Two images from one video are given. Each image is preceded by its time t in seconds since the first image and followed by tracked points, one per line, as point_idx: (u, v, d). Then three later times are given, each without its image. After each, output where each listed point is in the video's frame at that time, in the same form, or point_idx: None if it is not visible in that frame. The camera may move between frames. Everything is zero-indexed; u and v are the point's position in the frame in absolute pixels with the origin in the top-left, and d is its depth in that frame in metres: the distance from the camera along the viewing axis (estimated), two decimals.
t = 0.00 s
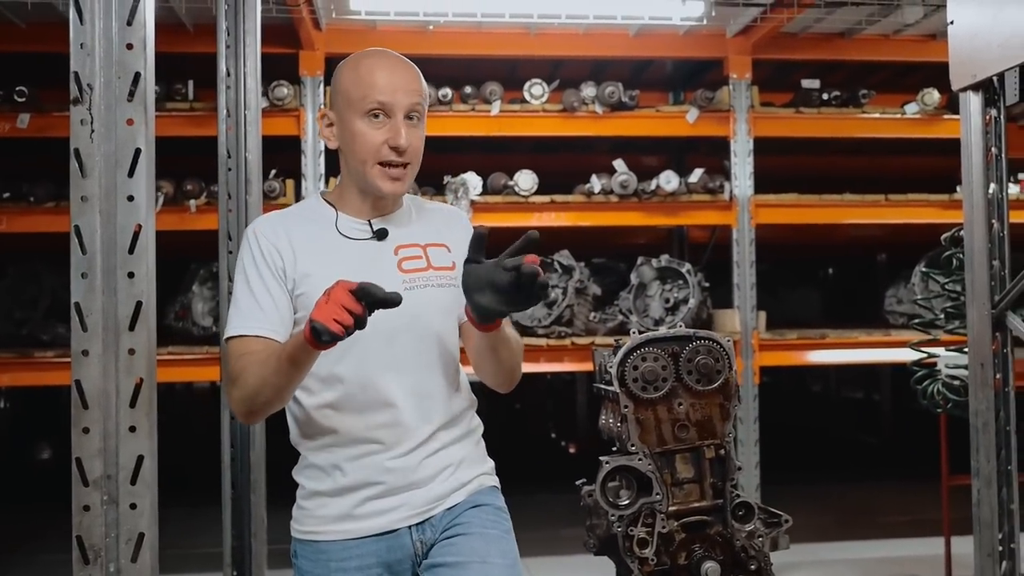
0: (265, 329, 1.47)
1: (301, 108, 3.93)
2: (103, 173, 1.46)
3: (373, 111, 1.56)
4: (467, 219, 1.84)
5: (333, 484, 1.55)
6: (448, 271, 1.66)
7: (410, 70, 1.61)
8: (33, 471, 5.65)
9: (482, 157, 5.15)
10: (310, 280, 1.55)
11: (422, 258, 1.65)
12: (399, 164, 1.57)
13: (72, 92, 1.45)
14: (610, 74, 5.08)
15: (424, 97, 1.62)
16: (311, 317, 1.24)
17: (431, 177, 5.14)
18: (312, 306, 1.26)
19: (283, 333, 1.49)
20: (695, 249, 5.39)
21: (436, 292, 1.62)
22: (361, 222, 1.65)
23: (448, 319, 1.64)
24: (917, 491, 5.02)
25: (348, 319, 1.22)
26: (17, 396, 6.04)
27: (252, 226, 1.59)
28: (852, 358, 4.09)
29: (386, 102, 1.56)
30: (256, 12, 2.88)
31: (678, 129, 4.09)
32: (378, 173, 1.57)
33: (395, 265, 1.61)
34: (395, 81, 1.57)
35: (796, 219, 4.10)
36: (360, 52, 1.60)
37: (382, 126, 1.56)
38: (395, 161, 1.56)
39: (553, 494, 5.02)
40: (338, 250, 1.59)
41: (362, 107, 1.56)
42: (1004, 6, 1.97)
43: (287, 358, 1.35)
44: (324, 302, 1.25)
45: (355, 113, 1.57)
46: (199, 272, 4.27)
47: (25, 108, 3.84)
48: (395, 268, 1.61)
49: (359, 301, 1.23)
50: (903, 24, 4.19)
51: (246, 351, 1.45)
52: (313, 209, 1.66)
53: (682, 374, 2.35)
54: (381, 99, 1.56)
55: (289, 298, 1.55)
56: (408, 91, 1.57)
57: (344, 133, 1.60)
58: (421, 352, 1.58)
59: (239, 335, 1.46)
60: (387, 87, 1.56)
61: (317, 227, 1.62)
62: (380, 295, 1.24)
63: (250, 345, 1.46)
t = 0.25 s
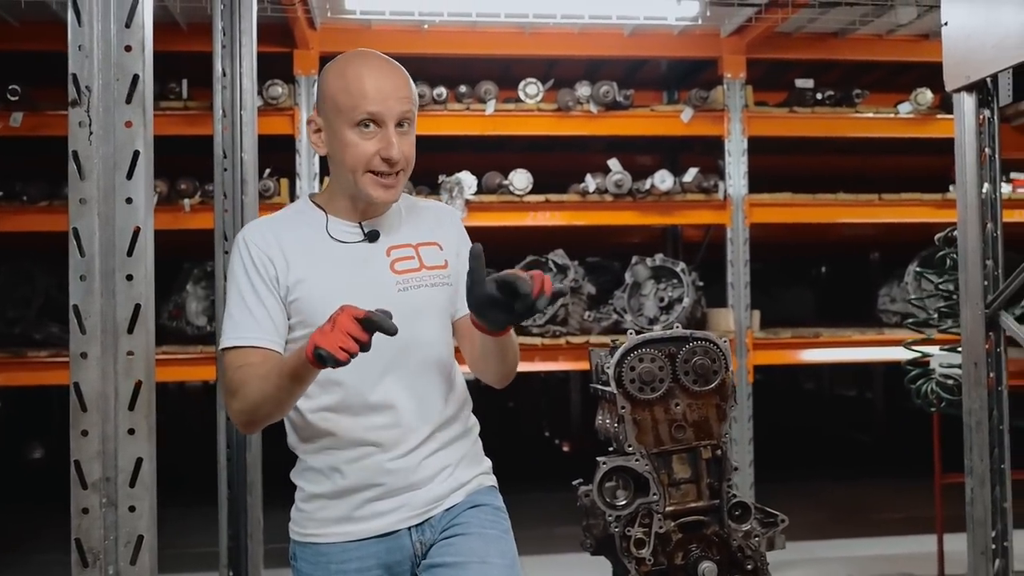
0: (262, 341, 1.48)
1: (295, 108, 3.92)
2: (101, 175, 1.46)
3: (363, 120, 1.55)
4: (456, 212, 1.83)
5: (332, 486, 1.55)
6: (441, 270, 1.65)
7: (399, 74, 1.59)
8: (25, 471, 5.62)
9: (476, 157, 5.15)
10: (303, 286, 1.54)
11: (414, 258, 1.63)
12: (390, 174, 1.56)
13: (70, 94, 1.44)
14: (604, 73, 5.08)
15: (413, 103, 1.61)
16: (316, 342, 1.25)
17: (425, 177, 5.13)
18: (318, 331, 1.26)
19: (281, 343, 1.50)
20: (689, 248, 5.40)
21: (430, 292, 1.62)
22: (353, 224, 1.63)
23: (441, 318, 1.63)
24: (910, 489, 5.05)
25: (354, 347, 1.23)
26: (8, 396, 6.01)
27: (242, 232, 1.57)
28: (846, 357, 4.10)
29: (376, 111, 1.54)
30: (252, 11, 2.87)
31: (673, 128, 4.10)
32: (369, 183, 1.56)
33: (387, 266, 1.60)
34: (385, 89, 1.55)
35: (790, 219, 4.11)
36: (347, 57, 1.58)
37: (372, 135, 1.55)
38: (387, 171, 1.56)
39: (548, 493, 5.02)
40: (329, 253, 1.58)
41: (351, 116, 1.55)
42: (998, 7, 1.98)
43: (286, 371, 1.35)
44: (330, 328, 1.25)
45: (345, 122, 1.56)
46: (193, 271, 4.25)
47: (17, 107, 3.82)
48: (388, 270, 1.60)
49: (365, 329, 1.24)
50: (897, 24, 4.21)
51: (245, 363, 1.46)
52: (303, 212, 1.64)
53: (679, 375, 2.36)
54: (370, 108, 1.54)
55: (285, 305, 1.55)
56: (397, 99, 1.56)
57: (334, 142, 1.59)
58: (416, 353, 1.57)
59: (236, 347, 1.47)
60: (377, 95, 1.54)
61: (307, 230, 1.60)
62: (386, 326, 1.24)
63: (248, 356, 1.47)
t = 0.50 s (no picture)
0: (255, 340, 1.46)
1: (288, 107, 3.90)
2: (99, 175, 1.44)
3: (361, 119, 1.54)
4: (453, 217, 1.83)
5: (323, 488, 1.54)
6: (437, 275, 1.65)
7: (399, 75, 1.58)
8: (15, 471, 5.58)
9: (469, 156, 5.15)
10: (301, 286, 1.53)
11: (411, 262, 1.63)
12: (387, 174, 1.56)
13: (67, 94, 1.42)
14: (598, 73, 5.08)
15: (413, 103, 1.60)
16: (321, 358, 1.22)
17: (419, 176, 5.12)
18: (323, 349, 1.24)
19: (273, 342, 1.48)
20: (682, 248, 5.41)
21: (427, 297, 1.61)
22: (349, 224, 1.63)
23: (434, 323, 1.63)
24: (902, 489, 5.07)
25: (358, 367, 1.20)
26: None
27: (238, 229, 1.56)
28: (838, 357, 4.11)
29: (375, 110, 1.53)
30: (246, 10, 2.85)
31: (666, 129, 4.10)
32: (365, 182, 1.55)
33: (385, 269, 1.60)
34: (384, 88, 1.54)
35: (782, 219, 4.12)
36: (348, 56, 1.57)
37: (370, 135, 1.55)
38: (384, 171, 1.55)
39: (541, 493, 5.02)
40: (327, 254, 1.57)
41: (350, 114, 1.54)
42: (991, 10, 1.99)
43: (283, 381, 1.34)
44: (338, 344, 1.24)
45: (343, 120, 1.55)
46: (185, 270, 4.23)
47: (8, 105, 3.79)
48: (385, 273, 1.59)
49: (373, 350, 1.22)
50: (889, 25, 4.23)
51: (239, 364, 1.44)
52: (300, 212, 1.63)
53: (674, 376, 2.36)
54: (369, 107, 1.54)
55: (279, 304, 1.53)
56: (396, 98, 1.55)
57: (332, 140, 1.58)
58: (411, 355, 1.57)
59: (226, 345, 1.45)
60: (376, 94, 1.54)
61: (305, 230, 1.59)
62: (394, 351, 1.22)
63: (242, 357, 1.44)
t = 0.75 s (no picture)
0: (253, 330, 1.45)
1: (288, 106, 3.89)
2: (102, 172, 1.44)
3: (380, 112, 1.56)
4: (464, 229, 1.83)
5: (311, 487, 1.53)
6: (444, 283, 1.64)
7: (422, 72, 1.60)
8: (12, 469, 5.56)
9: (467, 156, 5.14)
10: (308, 279, 1.51)
11: (419, 267, 1.63)
12: (402, 166, 1.55)
13: (70, 92, 1.42)
14: (597, 73, 5.07)
15: (435, 101, 1.61)
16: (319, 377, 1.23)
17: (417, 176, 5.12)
18: (318, 369, 1.25)
19: (266, 334, 1.47)
20: (681, 248, 5.40)
21: (432, 304, 1.60)
22: (360, 223, 1.62)
23: (435, 330, 1.63)
24: (899, 490, 5.07)
25: (355, 390, 1.22)
26: None
27: (250, 215, 1.55)
28: (836, 358, 4.11)
29: (394, 103, 1.55)
30: (247, 9, 2.85)
31: (665, 129, 4.10)
32: (379, 173, 1.55)
33: (392, 271, 1.59)
34: (406, 82, 1.56)
35: (782, 220, 4.12)
36: (373, 52, 1.60)
37: (389, 127, 1.55)
38: (399, 162, 1.55)
39: (539, 492, 5.02)
40: (336, 251, 1.56)
41: (369, 106, 1.56)
42: (993, 11, 1.99)
43: (278, 392, 1.35)
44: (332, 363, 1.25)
45: (363, 112, 1.57)
46: (183, 269, 4.22)
47: (7, 103, 3.78)
48: (392, 276, 1.58)
49: (370, 373, 1.24)
50: (889, 26, 4.23)
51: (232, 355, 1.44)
52: (311, 204, 1.63)
53: (676, 376, 2.36)
54: (389, 99, 1.55)
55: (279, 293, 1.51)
56: (417, 93, 1.56)
57: (351, 133, 1.59)
58: (406, 358, 1.56)
59: (222, 332, 1.45)
60: (397, 87, 1.55)
61: (315, 224, 1.58)
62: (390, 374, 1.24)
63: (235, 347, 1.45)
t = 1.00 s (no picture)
0: (252, 321, 1.44)
1: (286, 104, 3.88)
2: (100, 170, 1.43)
3: (388, 111, 1.59)
4: (469, 239, 1.84)
5: (305, 485, 1.53)
6: (447, 291, 1.65)
7: (433, 75, 1.62)
8: (9, 468, 5.55)
9: (465, 155, 5.14)
10: (315, 274, 1.51)
11: (424, 272, 1.62)
12: (408, 163, 1.56)
13: (69, 89, 1.42)
14: (596, 72, 5.07)
15: (446, 104, 1.63)
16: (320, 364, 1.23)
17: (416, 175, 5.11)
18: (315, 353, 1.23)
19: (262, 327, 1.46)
20: (679, 248, 5.40)
21: (434, 309, 1.60)
22: (371, 224, 1.62)
23: (437, 335, 1.63)
24: (897, 489, 5.08)
25: (362, 360, 1.25)
26: None
27: (261, 206, 1.54)
28: (834, 358, 4.12)
29: (401, 101, 1.57)
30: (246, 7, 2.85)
31: (664, 128, 4.10)
32: (385, 168, 1.56)
33: (398, 274, 1.58)
34: (415, 83, 1.59)
35: (780, 219, 4.12)
36: (388, 56, 1.64)
37: (395, 125, 1.58)
38: (404, 159, 1.55)
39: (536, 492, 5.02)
40: (343, 249, 1.55)
41: (377, 105, 1.59)
42: (992, 11, 1.99)
43: (261, 377, 1.32)
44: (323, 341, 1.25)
45: (371, 111, 1.59)
46: (181, 267, 4.21)
47: (5, 101, 3.77)
48: (399, 279, 1.58)
49: (369, 340, 1.26)
50: (888, 26, 4.24)
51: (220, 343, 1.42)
52: (320, 199, 1.62)
53: (675, 375, 2.36)
54: (396, 99, 1.58)
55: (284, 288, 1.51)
56: (425, 93, 1.59)
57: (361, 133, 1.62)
58: (404, 358, 1.55)
59: (218, 320, 1.43)
60: (406, 87, 1.58)
61: (324, 220, 1.57)
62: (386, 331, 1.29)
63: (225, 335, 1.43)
